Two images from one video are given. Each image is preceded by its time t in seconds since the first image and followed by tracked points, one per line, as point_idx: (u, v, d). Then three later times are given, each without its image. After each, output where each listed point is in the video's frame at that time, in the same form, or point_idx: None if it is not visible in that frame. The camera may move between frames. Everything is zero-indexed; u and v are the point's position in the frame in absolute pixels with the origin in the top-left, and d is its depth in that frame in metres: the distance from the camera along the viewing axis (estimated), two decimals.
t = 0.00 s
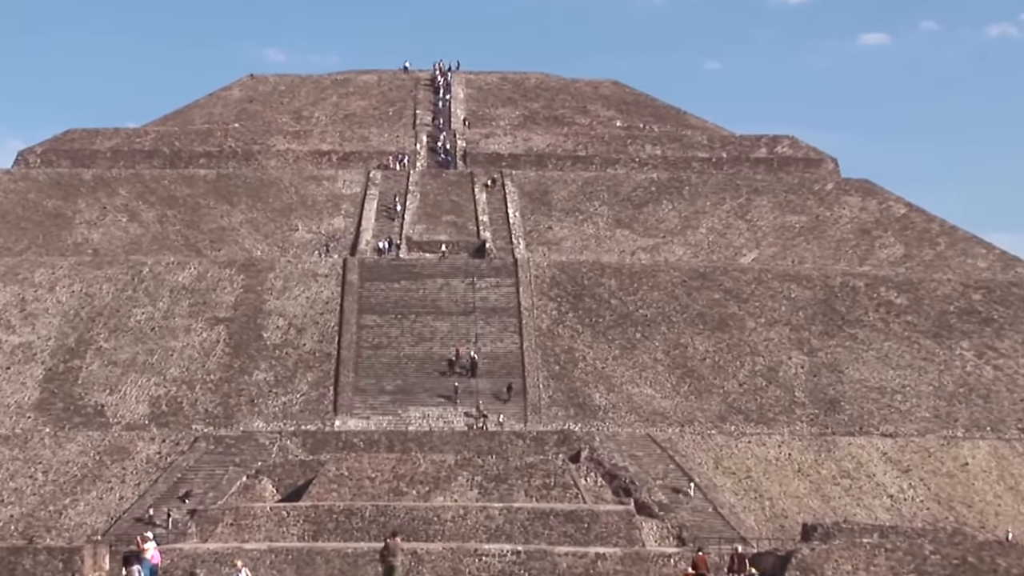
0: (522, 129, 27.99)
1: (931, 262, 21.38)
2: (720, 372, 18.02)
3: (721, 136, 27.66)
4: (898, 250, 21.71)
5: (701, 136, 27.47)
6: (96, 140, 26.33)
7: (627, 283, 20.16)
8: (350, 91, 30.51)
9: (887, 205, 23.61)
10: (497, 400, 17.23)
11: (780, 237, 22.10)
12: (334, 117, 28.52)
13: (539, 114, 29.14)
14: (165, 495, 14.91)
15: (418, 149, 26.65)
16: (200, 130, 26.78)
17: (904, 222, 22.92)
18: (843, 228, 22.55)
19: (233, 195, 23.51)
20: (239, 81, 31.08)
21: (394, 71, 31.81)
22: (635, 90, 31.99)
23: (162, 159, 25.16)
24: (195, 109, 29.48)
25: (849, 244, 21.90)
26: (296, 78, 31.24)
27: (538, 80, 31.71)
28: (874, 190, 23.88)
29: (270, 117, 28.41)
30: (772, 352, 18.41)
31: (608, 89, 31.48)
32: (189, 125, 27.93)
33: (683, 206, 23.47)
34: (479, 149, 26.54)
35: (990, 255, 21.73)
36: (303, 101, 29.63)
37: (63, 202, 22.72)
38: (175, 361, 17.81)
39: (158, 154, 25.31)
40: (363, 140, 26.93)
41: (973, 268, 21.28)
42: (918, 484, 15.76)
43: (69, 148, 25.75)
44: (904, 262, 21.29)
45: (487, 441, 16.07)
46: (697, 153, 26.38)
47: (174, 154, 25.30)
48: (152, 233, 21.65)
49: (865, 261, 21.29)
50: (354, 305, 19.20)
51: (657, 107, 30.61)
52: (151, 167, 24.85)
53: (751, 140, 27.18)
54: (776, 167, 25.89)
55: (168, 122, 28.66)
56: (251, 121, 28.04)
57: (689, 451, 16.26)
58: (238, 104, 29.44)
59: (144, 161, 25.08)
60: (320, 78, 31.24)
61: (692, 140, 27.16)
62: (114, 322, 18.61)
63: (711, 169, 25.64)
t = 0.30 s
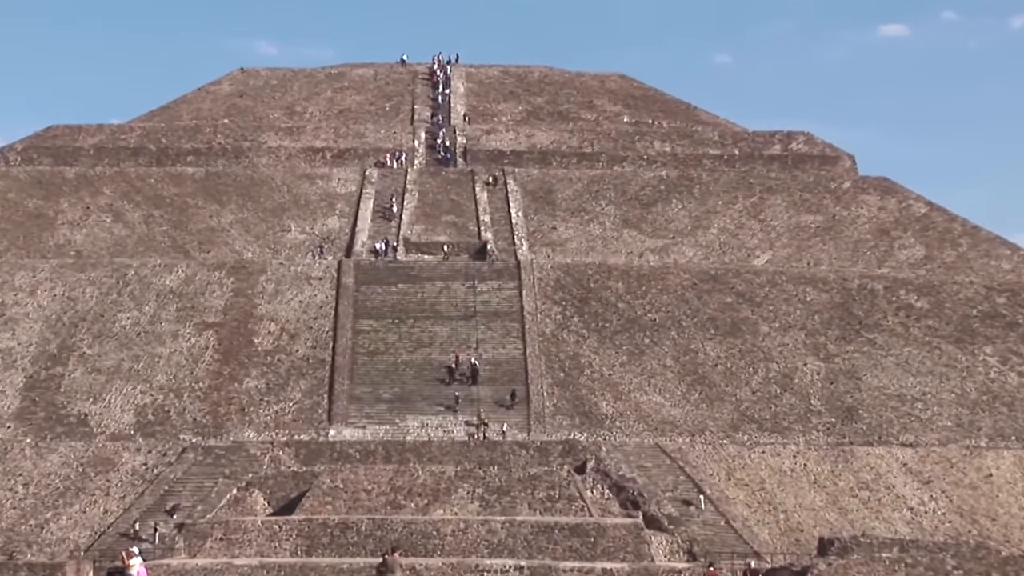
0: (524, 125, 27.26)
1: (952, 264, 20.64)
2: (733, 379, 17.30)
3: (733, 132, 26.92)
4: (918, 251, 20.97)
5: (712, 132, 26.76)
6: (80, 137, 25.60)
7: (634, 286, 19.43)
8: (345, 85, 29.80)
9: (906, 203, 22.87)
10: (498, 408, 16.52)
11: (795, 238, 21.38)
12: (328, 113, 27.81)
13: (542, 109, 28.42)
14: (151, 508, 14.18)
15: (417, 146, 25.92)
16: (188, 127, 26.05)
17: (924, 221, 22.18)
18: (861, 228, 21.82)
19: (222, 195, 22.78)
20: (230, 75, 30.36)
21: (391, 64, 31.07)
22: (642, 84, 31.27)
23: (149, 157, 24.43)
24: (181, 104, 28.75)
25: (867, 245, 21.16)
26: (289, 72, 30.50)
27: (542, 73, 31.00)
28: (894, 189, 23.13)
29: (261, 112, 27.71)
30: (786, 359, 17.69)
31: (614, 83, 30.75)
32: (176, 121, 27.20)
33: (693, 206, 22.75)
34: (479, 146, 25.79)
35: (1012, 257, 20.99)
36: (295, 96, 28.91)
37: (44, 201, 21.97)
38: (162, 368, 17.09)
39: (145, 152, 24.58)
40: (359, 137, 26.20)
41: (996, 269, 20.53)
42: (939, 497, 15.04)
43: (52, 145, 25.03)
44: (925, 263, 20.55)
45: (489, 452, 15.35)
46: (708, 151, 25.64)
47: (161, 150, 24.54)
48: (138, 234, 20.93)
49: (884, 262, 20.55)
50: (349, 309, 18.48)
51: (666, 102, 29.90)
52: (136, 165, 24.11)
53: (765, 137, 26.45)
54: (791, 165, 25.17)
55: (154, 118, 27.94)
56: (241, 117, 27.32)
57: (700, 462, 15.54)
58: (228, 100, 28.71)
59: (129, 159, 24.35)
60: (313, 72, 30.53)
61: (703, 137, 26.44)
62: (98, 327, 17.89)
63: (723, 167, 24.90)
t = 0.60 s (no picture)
0: (526, 121, 26.55)
1: (976, 266, 19.92)
2: (746, 387, 16.60)
3: (747, 128, 26.19)
4: (940, 253, 20.25)
5: (724, 128, 26.03)
6: (62, 133, 24.89)
7: (643, 290, 18.73)
8: (340, 79, 29.11)
9: (927, 202, 22.15)
10: (500, 418, 15.82)
11: (811, 239, 20.68)
12: (321, 109, 27.10)
13: (546, 105, 27.71)
14: (136, 523, 13.46)
15: (416, 143, 25.20)
16: (175, 123, 25.33)
17: (947, 220, 21.45)
18: (880, 228, 21.09)
19: (210, 194, 22.07)
20: (219, 68, 29.65)
21: (387, 58, 30.36)
22: (650, 78, 30.57)
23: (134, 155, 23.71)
24: (167, 99, 28.04)
25: (887, 246, 20.43)
26: (280, 65, 29.77)
27: (546, 67, 30.29)
28: (914, 188, 22.41)
29: (251, 108, 27.01)
30: (802, 366, 16.98)
31: (621, 78, 30.04)
32: (162, 117, 26.49)
33: (704, 205, 22.04)
34: (481, 142, 25.09)
35: None
36: (288, 91, 28.22)
37: (25, 201, 21.26)
38: (149, 376, 16.39)
39: (131, 149, 23.86)
40: (355, 133, 25.49)
41: (1021, 271, 19.81)
42: (963, 510, 14.34)
43: (33, 142, 24.30)
44: (947, 265, 19.84)
45: (492, 463, 14.64)
46: (721, 148, 24.93)
47: (145, 147, 23.79)
48: (124, 236, 20.23)
49: (905, 264, 19.84)
50: (344, 313, 17.77)
51: (675, 97, 29.21)
52: (119, 163, 23.37)
53: (780, 133, 25.74)
54: (807, 162, 24.37)
55: (140, 114, 27.25)
56: (231, 113, 26.61)
57: (711, 474, 14.83)
58: (216, 95, 28.00)
59: (113, 156, 23.63)
60: (306, 66, 29.82)
61: (715, 133, 25.72)
62: (81, 334, 17.19)
63: (735, 164, 24.18)
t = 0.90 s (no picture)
0: (529, 117, 25.86)
1: (1002, 268, 19.23)
2: (762, 395, 15.92)
3: (761, 125, 25.50)
4: (965, 256, 19.56)
5: (737, 125, 25.34)
6: (44, 131, 24.21)
7: (653, 294, 18.05)
8: (335, 73, 28.43)
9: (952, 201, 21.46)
10: (502, 428, 15.13)
11: (829, 240, 20.02)
12: (314, 105, 26.43)
13: (550, 99, 27.02)
14: (121, 539, 12.76)
15: (415, 141, 24.51)
16: (161, 120, 24.64)
17: (973, 220, 20.76)
18: (901, 229, 20.40)
19: (197, 194, 21.40)
20: (208, 62, 28.97)
21: (385, 50, 29.65)
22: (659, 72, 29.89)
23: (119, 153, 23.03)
24: (152, 95, 27.37)
25: (909, 248, 19.75)
26: (270, 58, 29.09)
27: (550, 60, 29.61)
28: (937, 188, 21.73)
29: (241, 104, 26.34)
30: (819, 373, 16.30)
31: (629, 72, 29.36)
32: (148, 113, 25.83)
33: (717, 204, 21.38)
34: (482, 140, 24.41)
35: None
36: (280, 86, 27.55)
37: (4, 202, 20.57)
38: (135, 385, 15.71)
39: (115, 147, 23.18)
40: (350, 130, 24.83)
41: None
42: (989, 524, 13.65)
43: (15, 139, 23.61)
44: (972, 268, 19.15)
45: (495, 475, 13.94)
46: (735, 145, 24.26)
47: (130, 145, 23.11)
48: (108, 238, 19.55)
49: (927, 267, 19.15)
50: (339, 319, 17.08)
51: (686, 92, 28.53)
52: (102, 162, 22.71)
53: (796, 129, 25.07)
54: (825, 160, 23.58)
55: (125, 110, 26.59)
56: (221, 109, 25.93)
57: (724, 487, 14.14)
58: (205, 90, 27.33)
59: (97, 155, 22.96)
60: (299, 59, 29.14)
61: (728, 129, 25.04)
62: (63, 341, 16.50)
63: (749, 162, 23.51)
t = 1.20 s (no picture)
0: (533, 114, 25.19)
1: None
2: (778, 406, 15.25)
3: (776, 122, 24.83)
4: (991, 259, 18.88)
5: (751, 122, 24.66)
6: (27, 129, 23.54)
7: (663, 299, 17.36)
8: (329, 68, 27.76)
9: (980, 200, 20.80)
10: (504, 440, 14.46)
11: (849, 241, 19.35)
12: (307, 101, 25.77)
13: (555, 95, 26.35)
14: (104, 557, 12.05)
15: (414, 139, 23.83)
16: (147, 116, 23.96)
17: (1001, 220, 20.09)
18: (925, 231, 19.71)
19: (185, 194, 20.74)
20: (197, 56, 28.28)
21: (382, 44, 28.95)
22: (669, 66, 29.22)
23: (105, 152, 22.37)
24: (138, 91, 26.70)
25: (933, 251, 19.09)
26: (262, 52, 28.41)
27: (556, 54, 28.93)
28: (962, 188, 21.07)
29: (232, 100, 25.68)
30: (839, 383, 15.61)
31: (639, 66, 28.68)
32: (135, 110, 25.17)
33: (730, 205, 20.70)
34: (484, 138, 23.75)
35: None
36: (272, 81, 26.89)
37: None
38: (121, 395, 15.04)
39: (99, 145, 22.51)
40: (346, 127, 24.20)
41: None
42: (1018, 541, 12.94)
43: None
44: (999, 272, 18.48)
45: (498, 490, 13.26)
46: (749, 142, 23.59)
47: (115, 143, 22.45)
48: (93, 241, 18.89)
49: (952, 271, 18.47)
50: (334, 325, 16.40)
51: (698, 87, 27.85)
52: (86, 162, 22.05)
53: (814, 127, 24.41)
54: (844, 158, 23.01)
55: (110, 107, 25.94)
56: (210, 106, 25.27)
57: (739, 502, 13.45)
58: (193, 86, 26.66)
59: (80, 154, 22.29)
60: (293, 53, 28.45)
61: (743, 126, 24.36)
62: (45, 349, 15.83)
63: (765, 160, 22.85)
